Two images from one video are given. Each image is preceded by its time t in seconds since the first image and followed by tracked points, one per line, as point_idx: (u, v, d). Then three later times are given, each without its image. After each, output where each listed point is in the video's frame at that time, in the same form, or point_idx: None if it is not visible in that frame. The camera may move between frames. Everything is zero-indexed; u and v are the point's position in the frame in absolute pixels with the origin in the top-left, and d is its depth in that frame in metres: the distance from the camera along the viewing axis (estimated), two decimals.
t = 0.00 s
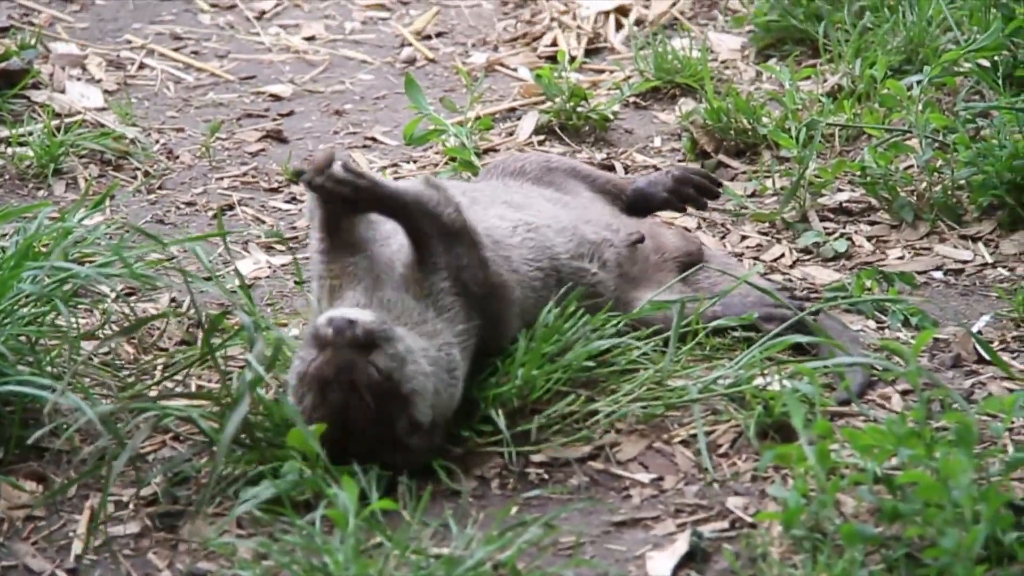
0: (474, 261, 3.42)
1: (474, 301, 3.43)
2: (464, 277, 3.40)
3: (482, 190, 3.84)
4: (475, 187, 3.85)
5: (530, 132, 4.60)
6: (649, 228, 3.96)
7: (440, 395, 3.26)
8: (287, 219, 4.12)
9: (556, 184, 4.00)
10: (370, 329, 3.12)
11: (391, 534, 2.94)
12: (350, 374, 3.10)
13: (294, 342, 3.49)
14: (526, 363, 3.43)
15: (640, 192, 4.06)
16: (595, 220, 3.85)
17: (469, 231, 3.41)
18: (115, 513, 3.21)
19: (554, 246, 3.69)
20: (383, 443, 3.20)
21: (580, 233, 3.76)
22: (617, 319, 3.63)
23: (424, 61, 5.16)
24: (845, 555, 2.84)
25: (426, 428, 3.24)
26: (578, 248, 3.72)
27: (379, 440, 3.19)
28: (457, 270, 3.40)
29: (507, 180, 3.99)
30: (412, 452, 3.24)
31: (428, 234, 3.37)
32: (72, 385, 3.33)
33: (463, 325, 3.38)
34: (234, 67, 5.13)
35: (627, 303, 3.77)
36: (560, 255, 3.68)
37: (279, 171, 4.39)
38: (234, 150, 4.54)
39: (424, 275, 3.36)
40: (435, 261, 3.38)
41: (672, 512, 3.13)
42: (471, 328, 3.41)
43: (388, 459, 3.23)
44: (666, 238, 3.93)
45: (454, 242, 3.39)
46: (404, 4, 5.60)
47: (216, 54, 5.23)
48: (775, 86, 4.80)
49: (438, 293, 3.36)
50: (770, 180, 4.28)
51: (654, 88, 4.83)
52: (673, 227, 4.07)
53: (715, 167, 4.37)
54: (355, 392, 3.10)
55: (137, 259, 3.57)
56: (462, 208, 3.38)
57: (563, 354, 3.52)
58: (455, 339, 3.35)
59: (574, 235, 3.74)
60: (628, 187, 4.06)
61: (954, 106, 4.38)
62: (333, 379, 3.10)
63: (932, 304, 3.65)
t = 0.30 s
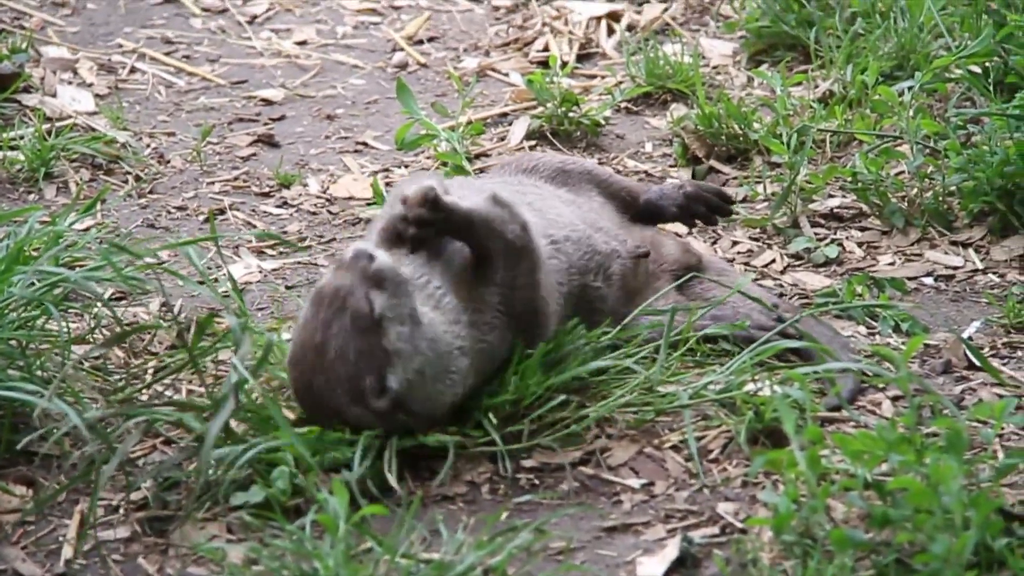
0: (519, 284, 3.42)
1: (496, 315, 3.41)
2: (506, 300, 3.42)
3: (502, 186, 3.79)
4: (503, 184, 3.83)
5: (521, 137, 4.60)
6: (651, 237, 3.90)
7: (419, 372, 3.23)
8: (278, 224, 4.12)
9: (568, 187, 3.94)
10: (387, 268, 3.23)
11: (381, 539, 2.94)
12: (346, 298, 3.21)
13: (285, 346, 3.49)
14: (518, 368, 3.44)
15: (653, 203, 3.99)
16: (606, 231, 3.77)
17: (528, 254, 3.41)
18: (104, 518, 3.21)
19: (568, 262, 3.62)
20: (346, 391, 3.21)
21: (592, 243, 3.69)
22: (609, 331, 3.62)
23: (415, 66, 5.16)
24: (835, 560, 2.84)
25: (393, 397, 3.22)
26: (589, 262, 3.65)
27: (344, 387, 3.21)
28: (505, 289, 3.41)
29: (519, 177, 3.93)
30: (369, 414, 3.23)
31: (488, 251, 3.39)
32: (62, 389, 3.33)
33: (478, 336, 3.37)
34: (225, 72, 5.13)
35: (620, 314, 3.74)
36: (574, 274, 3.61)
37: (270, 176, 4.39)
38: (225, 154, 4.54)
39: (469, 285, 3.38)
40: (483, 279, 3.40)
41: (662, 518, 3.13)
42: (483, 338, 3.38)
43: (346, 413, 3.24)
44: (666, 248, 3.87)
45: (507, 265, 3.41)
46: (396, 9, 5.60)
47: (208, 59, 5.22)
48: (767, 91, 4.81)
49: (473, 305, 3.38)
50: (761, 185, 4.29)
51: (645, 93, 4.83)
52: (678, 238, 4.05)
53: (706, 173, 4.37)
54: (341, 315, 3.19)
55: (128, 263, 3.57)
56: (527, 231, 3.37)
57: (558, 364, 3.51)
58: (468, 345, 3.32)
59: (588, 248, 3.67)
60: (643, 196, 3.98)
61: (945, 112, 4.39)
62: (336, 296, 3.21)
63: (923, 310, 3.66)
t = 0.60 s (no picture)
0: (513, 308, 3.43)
1: (481, 336, 3.38)
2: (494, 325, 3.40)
3: (500, 189, 3.81)
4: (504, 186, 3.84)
5: (509, 140, 4.60)
6: (643, 243, 3.89)
7: (393, 345, 3.29)
8: (266, 225, 4.12)
9: (561, 194, 3.95)
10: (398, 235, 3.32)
11: (368, 541, 2.94)
12: (350, 252, 3.32)
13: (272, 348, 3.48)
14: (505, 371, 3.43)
15: (645, 211, 3.98)
16: (597, 239, 3.77)
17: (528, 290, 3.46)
18: (91, 519, 3.20)
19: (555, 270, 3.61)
20: (324, 343, 3.31)
21: (582, 250, 3.69)
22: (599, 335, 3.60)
23: (404, 68, 5.16)
24: (823, 562, 2.84)
25: (364, 362, 3.28)
26: (576, 267, 3.65)
27: (325, 337, 3.31)
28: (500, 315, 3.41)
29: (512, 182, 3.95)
30: (337, 373, 3.31)
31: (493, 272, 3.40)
32: (49, 390, 3.32)
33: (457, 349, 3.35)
34: (213, 74, 5.13)
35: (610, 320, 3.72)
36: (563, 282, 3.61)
37: (258, 178, 4.39)
38: (213, 156, 4.54)
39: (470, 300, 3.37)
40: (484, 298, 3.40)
41: (650, 520, 3.13)
42: (467, 351, 3.37)
43: (322, 365, 3.33)
44: (659, 253, 3.86)
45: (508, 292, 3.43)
46: (384, 11, 5.59)
47: (196, 60, 5.22)
48: (754, 94, 4.81)
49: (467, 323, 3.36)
50: (749, 188, 4.29)
51: (633, 96, 4.84)
52: (670, 242, 4.05)
53: (694, 176, 4.37)
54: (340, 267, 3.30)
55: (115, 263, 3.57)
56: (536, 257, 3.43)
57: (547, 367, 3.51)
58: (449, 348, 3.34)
59: (577, 254, 3.66)
60: (635, 204, 3.99)
61: (933, 115, 4.39)
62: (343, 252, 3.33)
63: (910, 313, 3.67)
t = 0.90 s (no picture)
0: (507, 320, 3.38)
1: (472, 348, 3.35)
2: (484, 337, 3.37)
3: (495, 198, 3.79)
4: (492, 195, 3.82)
5: (495, 144, 4.61)
6: (628, 245, 3.90)
7: (388, 356, 3.26)
8: (252, 229, 4.13)
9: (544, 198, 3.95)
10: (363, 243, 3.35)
11: (354, 545, 2.94)
12: (324, 269, 3.32)
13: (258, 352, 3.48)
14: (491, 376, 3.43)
15: (627, 211, 3.99)
16: (592, 244, 3.75)
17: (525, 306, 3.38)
18: (76, 524, 3.20)
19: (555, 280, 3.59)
20: (316, 363, 3.28)
21: (578, 259, 3.65)
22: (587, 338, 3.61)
23: (389, 72, 5.16)
24: (808, 567, 2.84)
25: (361, 374, 3.25)
26: (573, 277, 3.61)
27: (316, 356, 3.27)
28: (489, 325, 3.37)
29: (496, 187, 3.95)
30: (335, 389, 3.28)
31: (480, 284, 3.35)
32: (34, 395, 3.32)
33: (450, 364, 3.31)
34: (198, 77, 5.13)
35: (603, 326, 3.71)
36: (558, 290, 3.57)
37: (244, 182, 4.40)
38: (199, 160, 4.54)
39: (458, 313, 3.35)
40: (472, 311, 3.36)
41: (635, 524, 3.13)
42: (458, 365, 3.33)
43: (318, 385, 3.30)
44: (644, 256, 3.88)
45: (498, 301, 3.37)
46: (370, 15, 5.59)
47: (181, 64, 5.22)
48: (740, 99, 4.82)
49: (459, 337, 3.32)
50: (735, 193, 4.29)
51: (619, 100, 4.84)
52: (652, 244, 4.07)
53: (680, 180, 4.38)
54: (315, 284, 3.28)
55: (100, 268, 3.57)
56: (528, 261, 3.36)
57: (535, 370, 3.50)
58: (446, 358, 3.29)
59: (573, 264, 3.62)
60: (616, 205, 3.99)
61: (918, 119, 4.40)
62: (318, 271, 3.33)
63: (895, 318, 3.67)
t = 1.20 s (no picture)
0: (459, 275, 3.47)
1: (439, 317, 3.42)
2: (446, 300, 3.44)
3: (474, 202, 3.81)
4: (468, 198, 3.86)
5: (484, 153, 4.61)
6: (615, 254, 3.90)
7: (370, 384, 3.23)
8: (240, 238, 4.13)
9: (532, 203, 3.95)
10: (324, 286, 3.21)
11: (342, 555, 2.93)
12: (288, 317, 3.17)
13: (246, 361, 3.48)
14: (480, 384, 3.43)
15: (614, 218, 3.99)
16: (571, 246, 3.80)
17: (469, 257, 3.48)
18: (64, 533, 3.20)
19: (535, 279, 3.65)
20: (298, 409, 3.18)
21: (557, 259, 3.73)
22: (572, 345, 3.61)
23: (378, 81, 5.16)
24: None
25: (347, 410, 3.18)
26: (554, 277, 3.69)
27: (297, 404, 3.17)
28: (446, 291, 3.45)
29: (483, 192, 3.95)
30: (326, 430, 3.20)
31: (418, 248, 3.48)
32: (22, 404, 3.32)
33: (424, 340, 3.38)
34: (187, 86, 5.13)
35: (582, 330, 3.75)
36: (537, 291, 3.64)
37: (233, 191, 4.40)
38: (187, 168, 4.54)
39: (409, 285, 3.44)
40: (424, 281, 3.45)
41: (624, 534, 3.12)
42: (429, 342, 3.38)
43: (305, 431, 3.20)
44: (631, 265, 3.87)
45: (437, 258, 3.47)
46: (359, 23, 5.59)
47: (170, 73, 5.22)
48: (728, 108, 4.82)
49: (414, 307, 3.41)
50: (724, 203, 4.30)
51: (608, 109, 4.84)
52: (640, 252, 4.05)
53: (668, 189, 4.38)
54: (282, 334, 3.14)
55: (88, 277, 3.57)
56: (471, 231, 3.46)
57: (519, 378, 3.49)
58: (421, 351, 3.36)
59: (551, 262, 3.70)
60: (604, 211, 3.99)
61: (907, 129, 4.40)
62: (273, 319, 3.18)
63: (884, 327, 3.68)
